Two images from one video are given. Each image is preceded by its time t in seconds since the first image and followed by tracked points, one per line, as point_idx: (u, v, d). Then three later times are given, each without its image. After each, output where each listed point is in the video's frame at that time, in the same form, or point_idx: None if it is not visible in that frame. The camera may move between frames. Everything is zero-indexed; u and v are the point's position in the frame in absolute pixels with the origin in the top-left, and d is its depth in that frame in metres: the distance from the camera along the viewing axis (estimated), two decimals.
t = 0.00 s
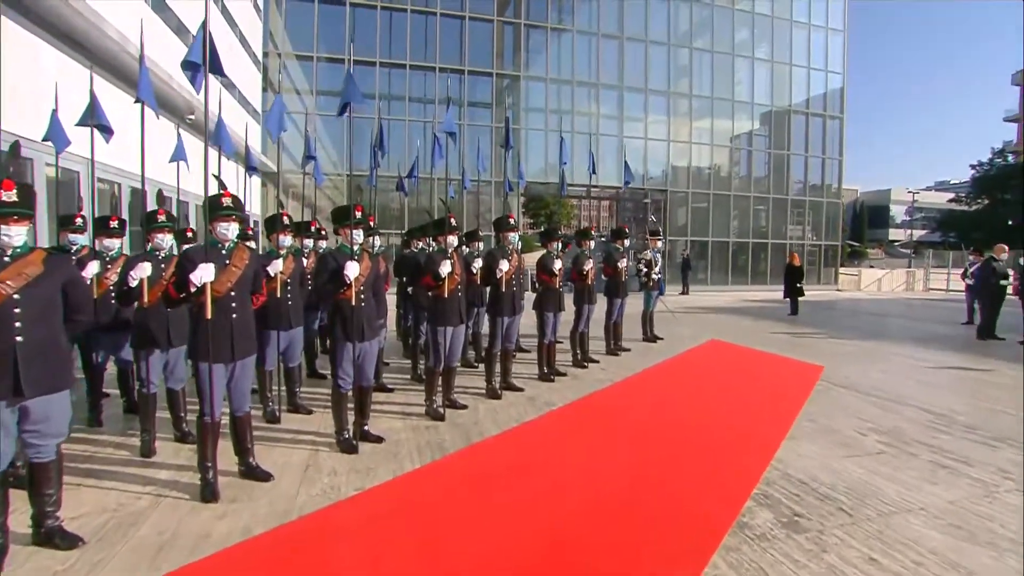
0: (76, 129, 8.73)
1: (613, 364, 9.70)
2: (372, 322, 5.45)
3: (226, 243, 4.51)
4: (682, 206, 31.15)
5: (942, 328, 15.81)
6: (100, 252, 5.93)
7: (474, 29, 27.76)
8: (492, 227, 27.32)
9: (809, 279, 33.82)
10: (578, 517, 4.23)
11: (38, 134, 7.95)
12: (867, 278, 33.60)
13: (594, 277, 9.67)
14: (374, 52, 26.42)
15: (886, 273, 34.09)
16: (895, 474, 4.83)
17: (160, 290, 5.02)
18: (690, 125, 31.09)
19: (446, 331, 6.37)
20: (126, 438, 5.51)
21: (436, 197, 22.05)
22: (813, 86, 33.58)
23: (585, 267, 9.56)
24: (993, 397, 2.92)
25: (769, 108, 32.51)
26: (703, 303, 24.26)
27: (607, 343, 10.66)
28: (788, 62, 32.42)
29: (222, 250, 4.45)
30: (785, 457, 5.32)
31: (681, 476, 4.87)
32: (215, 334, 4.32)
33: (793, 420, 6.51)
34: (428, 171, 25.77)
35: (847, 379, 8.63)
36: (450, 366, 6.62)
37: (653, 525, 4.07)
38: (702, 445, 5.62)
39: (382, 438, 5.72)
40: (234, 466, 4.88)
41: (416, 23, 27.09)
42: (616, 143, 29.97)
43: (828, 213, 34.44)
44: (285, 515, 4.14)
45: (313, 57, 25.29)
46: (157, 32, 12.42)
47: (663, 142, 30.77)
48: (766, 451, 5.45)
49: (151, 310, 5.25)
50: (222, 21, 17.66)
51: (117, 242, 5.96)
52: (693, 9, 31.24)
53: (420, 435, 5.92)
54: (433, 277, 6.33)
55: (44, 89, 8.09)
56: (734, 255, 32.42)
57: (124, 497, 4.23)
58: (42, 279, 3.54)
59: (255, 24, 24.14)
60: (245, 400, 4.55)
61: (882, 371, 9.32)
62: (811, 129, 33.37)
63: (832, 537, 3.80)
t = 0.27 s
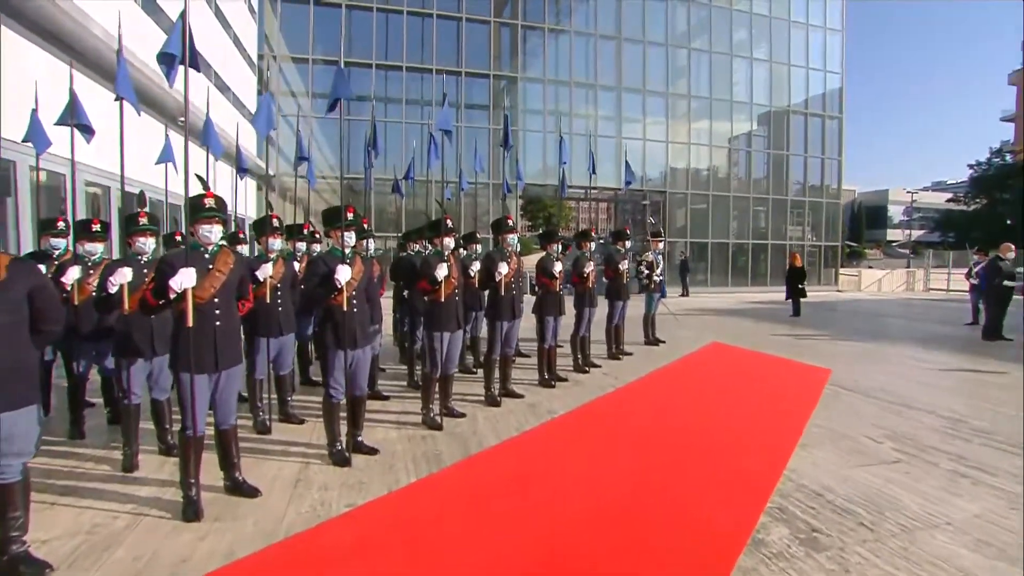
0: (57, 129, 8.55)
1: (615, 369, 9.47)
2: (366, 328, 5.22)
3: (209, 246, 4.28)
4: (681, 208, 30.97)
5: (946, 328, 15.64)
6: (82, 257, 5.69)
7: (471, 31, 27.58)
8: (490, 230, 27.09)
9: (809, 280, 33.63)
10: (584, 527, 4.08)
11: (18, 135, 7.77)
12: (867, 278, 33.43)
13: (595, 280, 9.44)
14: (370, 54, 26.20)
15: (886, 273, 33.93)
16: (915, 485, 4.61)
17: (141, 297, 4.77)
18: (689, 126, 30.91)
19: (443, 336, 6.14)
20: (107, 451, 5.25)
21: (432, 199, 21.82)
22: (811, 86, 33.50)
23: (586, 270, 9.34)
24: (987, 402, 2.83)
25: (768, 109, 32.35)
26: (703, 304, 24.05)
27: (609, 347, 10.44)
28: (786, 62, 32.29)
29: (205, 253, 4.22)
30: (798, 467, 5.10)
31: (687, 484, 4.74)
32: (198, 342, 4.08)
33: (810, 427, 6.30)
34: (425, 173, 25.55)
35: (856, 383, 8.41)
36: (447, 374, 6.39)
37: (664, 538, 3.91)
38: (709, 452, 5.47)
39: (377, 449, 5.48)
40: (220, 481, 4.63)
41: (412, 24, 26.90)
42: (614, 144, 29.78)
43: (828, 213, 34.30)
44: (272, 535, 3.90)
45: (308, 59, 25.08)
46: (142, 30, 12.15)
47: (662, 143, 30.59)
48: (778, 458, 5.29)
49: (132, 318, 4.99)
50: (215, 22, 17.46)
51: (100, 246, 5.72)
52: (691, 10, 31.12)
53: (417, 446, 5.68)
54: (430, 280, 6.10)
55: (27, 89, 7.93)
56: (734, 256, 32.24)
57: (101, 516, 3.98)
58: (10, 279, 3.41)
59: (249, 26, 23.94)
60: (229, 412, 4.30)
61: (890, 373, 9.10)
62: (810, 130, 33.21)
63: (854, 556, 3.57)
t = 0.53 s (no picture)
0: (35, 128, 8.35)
1: (616, 373, 9.26)
2: (358, 335, 5.01)
3: (192, 250, 4.06)
4: (680, 210, 30.84)
5: (949, 328, 15.47)
6: (64, 263, 5.46)
7: (467, 33, 27.45)
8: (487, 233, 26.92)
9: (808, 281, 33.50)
10: (587, 536, 3.98)
11: None
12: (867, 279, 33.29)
13: (595, 283, 9.25)
14: (366, 57, 26.05)
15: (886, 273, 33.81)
16: (933, 495, 4.41)
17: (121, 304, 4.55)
18: (687, 127, 30.80)
19: (439, 342, 5.93)
20: (88, 465, 5.03)
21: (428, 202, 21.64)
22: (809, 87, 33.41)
23: (585, 272, 9.15)
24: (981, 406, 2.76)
25: (765, 110, 32.26)
26: (703, 306, 23.88)
27: (609, 351, 10.24)
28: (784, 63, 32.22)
29: (187, 258, 4.01)
30: (811, 477, 4.89)
31: (691, 490, 4.66)
32: (179, 352, 3.86)
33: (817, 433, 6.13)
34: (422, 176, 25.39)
35: (863, 386, 8.21)
36: (444, 381, 6.18)
37: (669, 546, 3.83)
38: (713, 457, 5.39)
39: (370, 461, 5.25)
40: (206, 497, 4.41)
41: (408, 27, 26.76)
42: (612, 146, 29.66)
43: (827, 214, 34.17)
44: (258, 555, 3.69)
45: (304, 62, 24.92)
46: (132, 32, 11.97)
47: (660, 145, 30.46)
48: (783, 463, 5.20)
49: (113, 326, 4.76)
50: (209, 25, 17.30)
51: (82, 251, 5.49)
52: (688, 12, 31.05)
53: (413, 457, 5.45)
54: (425, 285, 5.89)
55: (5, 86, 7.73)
56: (733, 257, 32.10)
57: (77, 537, 3.76)
58: None
59: (245, 29, 23.78)
60: (214, 425, 4.08)
61: (897, 376, 8.90)
62: (809, 131, 33.14)
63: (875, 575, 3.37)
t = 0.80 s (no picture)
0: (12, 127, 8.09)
1: (616, 377, 9.05)
2: (349, 341, 4.79)
3: (170, 251, 3.83)
4: (677, 211, 30.69)
5: (951, 329, 15.31)
6: (40, 266, 5.18)
7: (463, 34, 27.27)
8: (484, 235, 26.70)
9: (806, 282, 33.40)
10: (592, 542, 3.89)
11: None
12: (864, 279, 33.19)
13: (594, 284, 9.05)
14: (361, 58, 25.84)
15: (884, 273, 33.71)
16: (953, 503, 4.22)
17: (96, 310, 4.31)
18: (684, 128, 30.67)
19: (434, 347, 5.70)
20: (66, 478, 4.79)
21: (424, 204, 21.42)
22: (807, 87, 33.31)
23: (584, 274, 8.94)
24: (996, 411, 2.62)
25: (762, 110, 32.14)
26: (702, 308, 23.68)
27: (609, 354, 10.03)
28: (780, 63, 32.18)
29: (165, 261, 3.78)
30: (824, 486, 4.69)
31: (694, 494, 4.57)
32: (157, 360, 3.64)
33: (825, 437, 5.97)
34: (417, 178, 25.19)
35: (869, 389, 8.02)
36: (439, 388, 5.95)
37: (676, 551, 3.74)
38: (716, 461, 5.30)
39: (362, 472, 5.03)
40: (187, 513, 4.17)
41: (403, 28, 26.56)
42: (609, 147, 29.51)
43: (825, 214, 34.07)
44: None
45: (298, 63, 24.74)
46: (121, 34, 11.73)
47: (657, 146, 30.31)
48: (788, 466, 5.11)
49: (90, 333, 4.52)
50: (201, 26, 17.08)
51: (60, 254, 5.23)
52: (685, 12, 30.91)
53: (408, 467, 5.22)
54: (419, 287, 5.67)
55: None
56: (731, 258, 31.97)
57: (47, 559, 3.52)
58: None
59: (238, 31, 23.57)
60: (196, 437, 3.86)
61: (903, 378, 8.72)
62: (806, 131, 33.06)
63: None
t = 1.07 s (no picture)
0: None
1: (615, 381, 8.84)
2: (336, 347, 4.53)
3: (142, 253, 3.58)
4: (673, 212, 30.56)
5: (950, 329, 15.19)
6: (9, 270, 4.89)
7: (457, 34, 27.04)
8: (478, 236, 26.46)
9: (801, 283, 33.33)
10: (597, 549, 3.84)
11: None
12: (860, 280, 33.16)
13: (592, 287, 8.83)
14: (353, 58, 25.54)
15: (879, 274, 33.68)
16: (973, 516, 4.03)
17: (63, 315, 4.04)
18: (679, 128, 30.53)
19: (427, 353, 5.46)
20: (36, 495, 4.52)
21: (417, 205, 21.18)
22: (801, 87, 33.23)
23: (582, 276, 8.72)
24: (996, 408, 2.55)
25: (757, 111, 32.03)
26: (698, 309, 23.52)
27: (607, 358, 9.81)
28: (775, 63, 32.13)
29: (136, 264, 3.52)
30: (836, 497, 4.49)
31: (694, 496, 4.59)
32: (128, 372, 3.39)
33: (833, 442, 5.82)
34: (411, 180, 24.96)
35: (874, 393, 7.85)
36: (433, 395, 5.71)
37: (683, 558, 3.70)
38: (717, 463, 5.26)
39: (351, 486, 4.78)
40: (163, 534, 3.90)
41: (396, 28, 26.29)
42: (603, 147, 29.33)
43: (820, 215, 34.01)
44: None
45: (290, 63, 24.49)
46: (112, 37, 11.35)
47: (652, 147, 30.17)
48: (789, 468, 5.09)
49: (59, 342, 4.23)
50: (191, 25, 16.80)
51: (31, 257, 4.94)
52: (679, 12, 30.78)
53: (400, 480, 4.98)
54: (410, 291, 5.42)
55: None
56: (727, 259, 31.86)
57: None
58: None
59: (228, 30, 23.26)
60: (170, 454, 3.60)
61: (907, 381, 8.55)
62: (801, 131, 33.00)
63: None
